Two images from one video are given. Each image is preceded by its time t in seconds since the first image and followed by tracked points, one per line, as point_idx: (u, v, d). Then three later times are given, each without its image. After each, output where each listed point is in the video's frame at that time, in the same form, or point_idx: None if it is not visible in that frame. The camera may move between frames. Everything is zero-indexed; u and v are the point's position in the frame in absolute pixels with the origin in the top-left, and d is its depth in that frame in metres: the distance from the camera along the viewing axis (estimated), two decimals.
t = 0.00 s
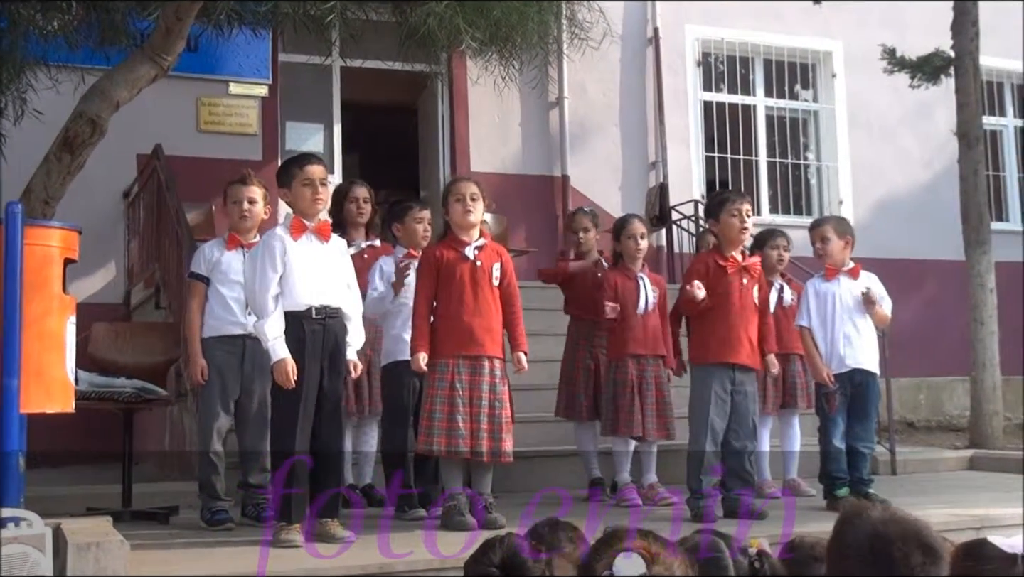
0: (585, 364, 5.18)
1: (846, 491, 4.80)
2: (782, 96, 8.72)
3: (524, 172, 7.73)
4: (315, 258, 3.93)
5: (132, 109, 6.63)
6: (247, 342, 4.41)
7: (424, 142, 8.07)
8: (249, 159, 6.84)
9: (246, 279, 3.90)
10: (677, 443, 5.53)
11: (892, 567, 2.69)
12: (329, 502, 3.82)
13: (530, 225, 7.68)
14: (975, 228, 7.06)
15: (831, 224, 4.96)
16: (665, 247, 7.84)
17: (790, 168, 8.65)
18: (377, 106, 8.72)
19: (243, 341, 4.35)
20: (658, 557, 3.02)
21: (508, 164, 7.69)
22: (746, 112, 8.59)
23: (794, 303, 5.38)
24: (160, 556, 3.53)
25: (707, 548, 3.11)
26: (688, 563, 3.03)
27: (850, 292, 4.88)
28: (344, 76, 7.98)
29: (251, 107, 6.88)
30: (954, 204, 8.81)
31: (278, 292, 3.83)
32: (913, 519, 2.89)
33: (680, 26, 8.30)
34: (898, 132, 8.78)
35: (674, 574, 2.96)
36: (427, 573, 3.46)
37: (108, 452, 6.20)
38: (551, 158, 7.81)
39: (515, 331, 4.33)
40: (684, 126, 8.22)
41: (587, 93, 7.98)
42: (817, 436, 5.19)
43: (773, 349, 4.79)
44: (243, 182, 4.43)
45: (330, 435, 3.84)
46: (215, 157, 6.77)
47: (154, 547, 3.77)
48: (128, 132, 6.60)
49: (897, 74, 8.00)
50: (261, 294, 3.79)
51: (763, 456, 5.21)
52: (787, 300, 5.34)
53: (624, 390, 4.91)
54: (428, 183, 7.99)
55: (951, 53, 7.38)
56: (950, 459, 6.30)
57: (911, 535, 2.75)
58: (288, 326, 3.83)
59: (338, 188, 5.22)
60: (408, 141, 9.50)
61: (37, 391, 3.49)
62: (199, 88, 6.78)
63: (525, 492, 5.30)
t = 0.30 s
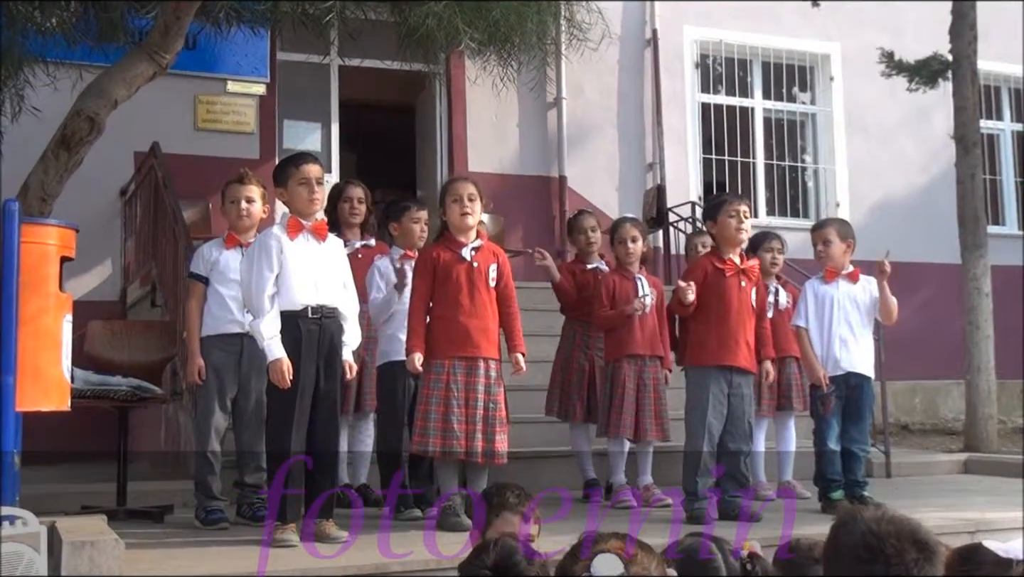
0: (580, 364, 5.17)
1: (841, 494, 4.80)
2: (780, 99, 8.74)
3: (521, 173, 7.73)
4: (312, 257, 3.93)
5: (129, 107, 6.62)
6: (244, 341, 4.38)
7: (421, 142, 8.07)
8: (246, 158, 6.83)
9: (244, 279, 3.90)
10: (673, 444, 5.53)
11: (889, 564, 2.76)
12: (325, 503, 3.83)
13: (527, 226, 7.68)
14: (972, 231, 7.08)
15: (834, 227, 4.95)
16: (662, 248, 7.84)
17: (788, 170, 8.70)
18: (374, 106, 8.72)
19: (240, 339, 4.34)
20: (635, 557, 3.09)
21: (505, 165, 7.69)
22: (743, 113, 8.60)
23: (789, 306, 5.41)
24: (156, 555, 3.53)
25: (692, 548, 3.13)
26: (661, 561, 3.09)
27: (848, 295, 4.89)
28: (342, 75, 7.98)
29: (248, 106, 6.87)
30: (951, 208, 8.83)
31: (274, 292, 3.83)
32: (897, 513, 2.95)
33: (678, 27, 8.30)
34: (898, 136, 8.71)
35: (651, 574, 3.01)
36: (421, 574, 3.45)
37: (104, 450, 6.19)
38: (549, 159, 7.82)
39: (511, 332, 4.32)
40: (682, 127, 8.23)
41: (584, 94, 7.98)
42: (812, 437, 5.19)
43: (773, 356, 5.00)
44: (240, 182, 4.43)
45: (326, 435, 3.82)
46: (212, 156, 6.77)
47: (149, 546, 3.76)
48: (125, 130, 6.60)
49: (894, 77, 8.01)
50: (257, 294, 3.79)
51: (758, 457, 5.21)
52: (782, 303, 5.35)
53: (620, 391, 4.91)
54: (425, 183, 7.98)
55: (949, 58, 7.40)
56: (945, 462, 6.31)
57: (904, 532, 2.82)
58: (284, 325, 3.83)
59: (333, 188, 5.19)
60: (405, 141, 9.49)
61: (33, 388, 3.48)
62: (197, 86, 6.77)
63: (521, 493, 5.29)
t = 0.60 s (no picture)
0: (577, 366, 5.18)
1: (836, 498, 4.81)
2: (777, 103, 8.75)
3: (519, 175, 7.73)
4: (307, 259, 3.92)
5: (126, 107, 6.61)
6: (241, 342, 4.38)
7: (418, 144, 8.07)
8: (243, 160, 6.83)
9: (239, 279, 3.90)
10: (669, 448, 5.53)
11: (880, 563, 2.70)
12: (323, 505, 3.83)
13: (524, 228, 7.68)
14: (968, 236, 7.08)
15: (830, 231, 4.91)
16: (659, 252, 7.83)
17: (785, 175, 8.71)
18: (372, 108, 8.72)
19: (237, 339, 4.33)
20: (617, 562, 3.12)
21: (502, 167, 7.69)
22: (740, 117, 8.62)
23: (785, 310, 5.37)
24: (149, 556, 3.52)
25: (688, 549, 3.14)
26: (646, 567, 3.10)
27: (842, 299, 4.89)
28: (339, 77, 7.98)
29: (245, 106, 6.88)
30: (947, 213, 8.84)
31: (269, 293, 3.83)
32: (885, 517, 2.92)
33: (676, 30, 8.31)
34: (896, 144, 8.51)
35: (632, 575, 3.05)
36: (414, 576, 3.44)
37: (99, 451, 6.18)
38: (546, 161, 7.81)
39: (507, 334, 4.32)
40: (679, 131, 8.23)
41: (582, 97, 7.98)
42: (808, 439, 5.22)
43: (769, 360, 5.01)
44: (231, 182, 4.41)
45: (322, 437, 3.82)
46: (209, 156, 6.76)
47: (143, 547, 3.76)
48: (122, 130, 6.59)
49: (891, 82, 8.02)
50: (252, 295, 3.79)
51: (754, 460, 5.20)
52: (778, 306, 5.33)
53: (616, 395, 4.91)
54: (422, 185, 7.98)
55: (946, 63, 7.41)
56: (941, 467, 6.32)
57: (894, 532, 2.78)
58: (279, 327, 3.82)
59: (329, 188, 5.19)
60: (402, 143, 9.49)
61: (28, 389, 3.47)
62: (194, 87, 6.77)
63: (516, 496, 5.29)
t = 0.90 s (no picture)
0: (576, 365, 5.18)
1: (835, 499, 4.82)
2: (776, 103, 8.76)
3: (518, 175, 7.73)
4: (307, 259, 3.93)
5: (126, 107, 6.62)
6: (240, 341, 4.39)
7: (418, 144, 8.07)
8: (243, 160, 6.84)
9: (238, 279, 3.90)
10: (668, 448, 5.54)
11: (868, 561, 2.61)
12: (323, 506, 3.84)
13: (524, 228, 7.69)
14: (968, 237, 7.08)
15: (831, 232, 4.88)
16: (659, 252, 7.84)
17: (784, 175, 8.72)
18: (372, 108, 8.72)
19: (235, 339, 4.33)
20: (614, 561, 3.14)
21: (501, 167, 7.69)
22: (739, 117, 8.61)
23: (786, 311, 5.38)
24: (148, 556, 3.52)
25: (686, 548, 3.14)
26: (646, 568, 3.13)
27: (839, 299, 4.88)
28: (339, 77, 7.98)
29: (245, 107, 6.88)
30: (947, 213, 8.84)
31: (268, 294, 3.83)
32: (875, 520, 2.85)
33: (676, 30, 8.31)
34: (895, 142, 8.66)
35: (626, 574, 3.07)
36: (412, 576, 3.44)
37: (99, 450, 6.19)
38: (546, 162, 7.82)
39: (506, 334, 4.32)
40: (679, 131, 8.24)
41: (582, 98, 7.98)
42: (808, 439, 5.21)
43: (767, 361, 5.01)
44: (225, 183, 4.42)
45: (321, 438, 3.82)
46: (209, 156, 6.77)
47: (142, 546, 3.76)
48: (122, 130, 6.60)
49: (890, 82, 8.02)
50: (251, 295, 3.79)
51: (754, 460, 5.21)
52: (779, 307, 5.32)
53: (615, 395, 4.92)
54: (421, 185, 7.99)
55: (946, 63, 7.40)
56: (940, 468, 6.32)
57: (883, 531, 2.71)
58: (279, 326, 3.82)
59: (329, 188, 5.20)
60: (402, 143, 9.50)
61: (27, 389, 3.48)
62: (194, 86, 6.77)
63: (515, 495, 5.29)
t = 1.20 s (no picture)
0: (575, 364, 5.18)
1: (833, 498, 4.83)
2: (777, 102, 8.79)
3: (518, 174, 7.73)
4: (305, 258, 3.92)
5: (125, 105, 6.62)
6: (239, 339, 4.39)
7: (417, 143, 8.07)
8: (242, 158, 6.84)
9: (237, 278, 3.89)
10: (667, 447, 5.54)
11: (873, 570, 2.60)
12: (322, 505, 3.85)
13: (523, 227, 7.69)
14: (967, 237, 7.08)
15: (832, 231, 4.94)
16: (658, 251, 7.84)
17: (784, 174, 8.75)
18: (371, 107, 8.72)
19: (234, 337, 4.33)
20: (617, 558, 3.07)
21: (501, 166, 7.69)
22: (739, 117, 8.61)
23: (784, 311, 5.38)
24: (146, 554, 3.52)
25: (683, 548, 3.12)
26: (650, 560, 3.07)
27: (837, 299, 4.88)
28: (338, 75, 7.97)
29: (244, 105, 6.88)
30: (946, 213, 8.84)
31: (267, 292, 3.82)
32: (874, 518, 2.81)
33: (676, 30, 8.31)
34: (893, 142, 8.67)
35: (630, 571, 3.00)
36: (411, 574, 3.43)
37: (98, 449, 6.19)
38: (545, 161, 7.82)
39: (505, 333, 4.32)
40: (679, 130, 8.24)
41: (582, 97, 7.98)
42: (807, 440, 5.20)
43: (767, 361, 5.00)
44: (216, 183, 4.51)
45: (320, 438, 3.82)
46: (209, 154, 6.77)
47: (141, 544, 3.76)
48: (121, 128, 6.60)
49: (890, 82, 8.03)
50: (250, 294, 3.78)
51: (753, 459, 5.21)
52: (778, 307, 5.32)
53: (614, 394, 4.92)
54: (420, 184, 7.99)
55: (946, 63, 7.40)
56: (938, 468, 6.32)
57: (886, 537, 2.67)
58: (277, 325, 3.82)
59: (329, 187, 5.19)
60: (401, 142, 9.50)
61: (26, 387, 3.48)
62: (194, 84, 6.77)
63: (515, 494, 5.29)
